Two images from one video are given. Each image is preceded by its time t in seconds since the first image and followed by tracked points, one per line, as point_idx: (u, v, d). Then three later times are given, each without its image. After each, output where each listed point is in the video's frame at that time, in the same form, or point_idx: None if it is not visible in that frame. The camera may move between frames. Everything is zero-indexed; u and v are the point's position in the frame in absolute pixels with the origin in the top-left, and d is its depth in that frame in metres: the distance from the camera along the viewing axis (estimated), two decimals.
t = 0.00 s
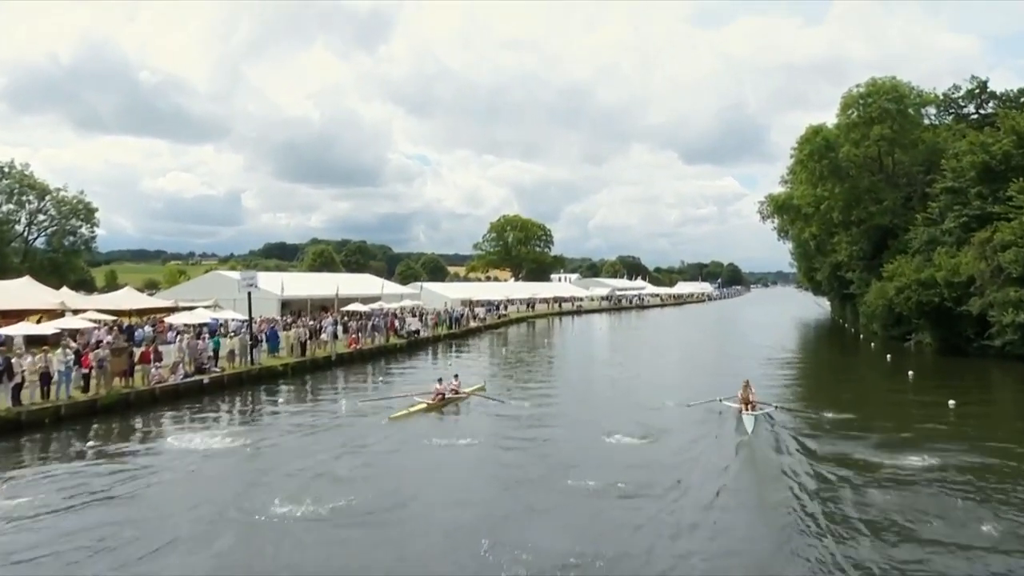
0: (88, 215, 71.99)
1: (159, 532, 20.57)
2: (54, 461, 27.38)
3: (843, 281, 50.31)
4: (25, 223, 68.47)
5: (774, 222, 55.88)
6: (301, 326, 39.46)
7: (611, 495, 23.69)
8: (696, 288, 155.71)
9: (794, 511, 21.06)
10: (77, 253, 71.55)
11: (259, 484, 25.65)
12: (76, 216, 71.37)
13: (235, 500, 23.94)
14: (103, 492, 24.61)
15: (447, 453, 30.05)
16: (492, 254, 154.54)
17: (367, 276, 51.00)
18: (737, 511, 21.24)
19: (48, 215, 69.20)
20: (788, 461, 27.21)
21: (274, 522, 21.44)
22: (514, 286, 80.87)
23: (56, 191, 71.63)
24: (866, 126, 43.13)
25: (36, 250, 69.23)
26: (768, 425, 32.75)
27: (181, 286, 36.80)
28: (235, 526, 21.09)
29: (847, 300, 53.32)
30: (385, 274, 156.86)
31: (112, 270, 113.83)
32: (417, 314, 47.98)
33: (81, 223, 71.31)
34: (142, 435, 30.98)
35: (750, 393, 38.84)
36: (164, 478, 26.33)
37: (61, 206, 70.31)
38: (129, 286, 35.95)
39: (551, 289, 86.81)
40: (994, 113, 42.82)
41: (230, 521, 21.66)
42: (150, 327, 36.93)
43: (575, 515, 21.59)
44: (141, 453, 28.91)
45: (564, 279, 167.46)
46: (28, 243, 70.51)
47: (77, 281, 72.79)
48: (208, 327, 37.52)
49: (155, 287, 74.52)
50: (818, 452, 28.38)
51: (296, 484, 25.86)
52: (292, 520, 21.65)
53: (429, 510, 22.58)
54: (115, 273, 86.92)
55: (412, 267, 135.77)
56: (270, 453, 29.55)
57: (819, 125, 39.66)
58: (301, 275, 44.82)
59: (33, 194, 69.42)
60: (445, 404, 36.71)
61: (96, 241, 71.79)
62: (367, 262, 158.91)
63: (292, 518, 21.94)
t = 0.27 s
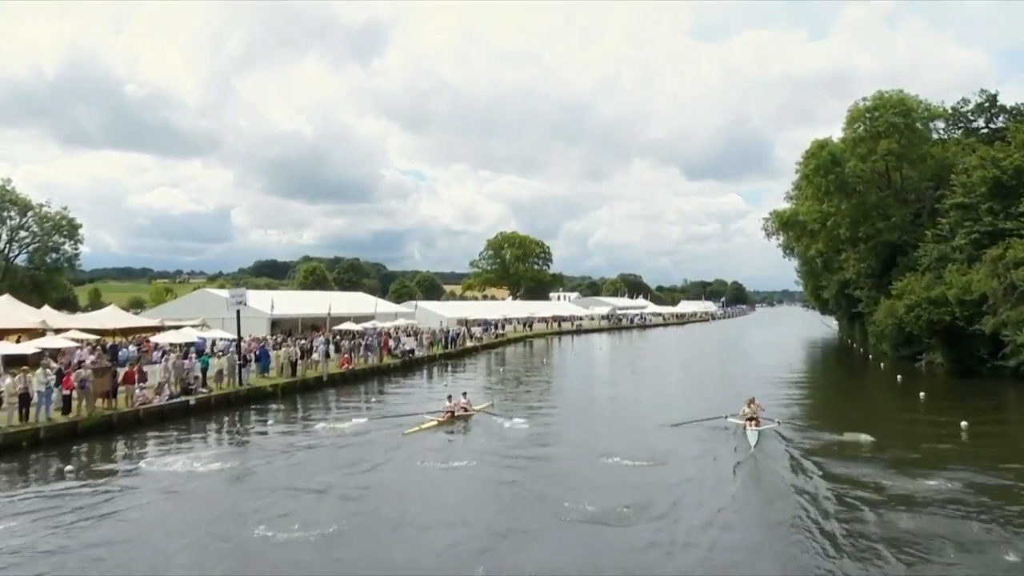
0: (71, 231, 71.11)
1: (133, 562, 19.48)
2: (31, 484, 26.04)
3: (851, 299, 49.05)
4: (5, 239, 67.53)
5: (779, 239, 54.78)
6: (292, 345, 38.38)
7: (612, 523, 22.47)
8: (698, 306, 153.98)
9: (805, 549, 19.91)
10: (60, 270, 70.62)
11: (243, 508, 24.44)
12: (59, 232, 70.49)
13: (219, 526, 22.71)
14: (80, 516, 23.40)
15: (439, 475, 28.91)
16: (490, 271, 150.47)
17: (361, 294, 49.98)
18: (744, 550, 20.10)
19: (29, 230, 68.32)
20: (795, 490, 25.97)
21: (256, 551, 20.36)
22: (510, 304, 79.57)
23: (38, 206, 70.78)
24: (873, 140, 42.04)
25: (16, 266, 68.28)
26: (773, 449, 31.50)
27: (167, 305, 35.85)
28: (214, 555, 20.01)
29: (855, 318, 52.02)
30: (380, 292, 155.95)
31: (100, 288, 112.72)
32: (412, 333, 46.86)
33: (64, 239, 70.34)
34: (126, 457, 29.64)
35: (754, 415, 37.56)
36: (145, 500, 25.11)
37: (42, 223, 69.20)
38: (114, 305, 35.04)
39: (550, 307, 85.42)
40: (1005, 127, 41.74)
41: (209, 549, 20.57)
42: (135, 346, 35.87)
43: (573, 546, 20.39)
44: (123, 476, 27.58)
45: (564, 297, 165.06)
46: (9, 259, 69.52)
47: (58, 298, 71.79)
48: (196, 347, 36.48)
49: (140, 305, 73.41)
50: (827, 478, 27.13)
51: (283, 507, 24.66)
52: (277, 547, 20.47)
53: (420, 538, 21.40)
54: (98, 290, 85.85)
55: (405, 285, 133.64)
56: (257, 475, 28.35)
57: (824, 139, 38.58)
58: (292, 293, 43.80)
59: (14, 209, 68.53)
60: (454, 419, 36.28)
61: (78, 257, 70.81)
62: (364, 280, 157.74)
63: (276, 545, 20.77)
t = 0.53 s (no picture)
0: (55, 239, 70.25)
1: None
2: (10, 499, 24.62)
3: (859, 310, 47.80)
4: None
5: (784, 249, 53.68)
6: (283, 357, 37.29)
7: (612, 540, 21.30)
8: (702, 318, 152.36)
9: (817, 572, 18.77)
10: (43, 279, 69.69)
11: (227, 522, 23.25)
12: (42, 240, 69.63)
13: (200, 541, 21.53)
14: (56, 530, 22.19)
15: (432, 489, 27.77)
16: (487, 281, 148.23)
17: (354, 305, 48.96)
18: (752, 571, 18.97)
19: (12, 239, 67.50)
20: (803, 505, 24.78)
21: (235, 569, 19.28)
22: (508, 315, 78.31)
23: (22, 215, 69.93)
24: (880, 147, 40.89)
25: None
26: (778, 464, 30.28)
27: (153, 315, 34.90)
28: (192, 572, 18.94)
29: (864, 330, 50.74)
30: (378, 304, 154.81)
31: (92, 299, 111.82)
32: (408, 345, 45.74)
33: (47, 247, 69.56)
34: (110, 471, 28.20)
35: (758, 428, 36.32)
36: (125, 514, 23.98)
37: (25, 231, 68.69)
38: (98, 315, 34.11)
39: (549, 319, 84.09)
40: (1017, 133, 40.60)
41: (187, 566, 19.50)
42: (120, 358, 34.79)
43: (571, 567, 19.24)
44: (105, 489, 26.34)
45: (564, 309, 163.21)
46: None
47: (41, 308, 70.77)
48: (183, 358, 35.41)
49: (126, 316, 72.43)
50: (836, 493, 25.94)
51: (268, 522, 23.51)
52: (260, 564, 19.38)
53: (410, 558, 20.24)
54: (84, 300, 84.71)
55: (400, 296, 131.64)
56: (243, 489, 27.21)
57: (830, 145, 37.43)
58: (283, 303, 42.75)
59: None
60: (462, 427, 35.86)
61: (62, 266, 69.88)
62: (362, 293, 156.63)
63: (260, 563, 19.62)
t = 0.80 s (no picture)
0: (39, 237, 69.44)
1: None
2: None
3: (866, 310, 46.76)
4: None
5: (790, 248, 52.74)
6: (275, 357, 36.36)
7: (614, 544, 20.38)
8: (704, 319, 151.07)
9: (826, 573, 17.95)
10: (27, 277, 68.83)
11: (214, 527, 22.26)
12: (26, 238, 68.82)
13: (185, 547, 20.52)
14: (36, 536, 21.20)
15: (426, 490, 26.87)
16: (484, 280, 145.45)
17: (349, 305, 48.05)
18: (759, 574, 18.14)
19: None
20: (811, 508, 23.81)
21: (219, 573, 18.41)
22: (506, 316, 77.22)
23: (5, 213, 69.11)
24: (889, 142, 39.84)
25: None
26: (783, 465, 29.31)
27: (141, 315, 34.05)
28: None
29: (871, 330, 49.69)
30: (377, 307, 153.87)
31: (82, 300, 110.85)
32: (403, 345, 44.79)
33: (31, 245, 68.78)
34: (98, 475, 26.92)
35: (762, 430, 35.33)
36: (109, 519, 23.01)
37: (8, 228, 67.86)
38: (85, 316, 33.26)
39: (548, 319, 82.96)
40: None
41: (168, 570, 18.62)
42: (107, 359, 33.84)
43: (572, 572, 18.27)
44: (89, 492, 25.32)
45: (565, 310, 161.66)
46: None
47: (25, 307, 69.90)
48: (172, 359, 34.47)
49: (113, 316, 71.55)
50: (844, 496, 24.97)
51: (256, 525, 22.53)
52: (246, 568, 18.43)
53: (402, 563, 19.28)
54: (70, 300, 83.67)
55: (396, 296, 130.03)
56: (232, 492, 26.24)
57: (837, 140, 36.40)
58: (276, 303, 41.82)
59: None
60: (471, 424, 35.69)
61: (46, 264, 69.05)
62: (360, 295, 155.66)
63: (245, 568, 18.70)
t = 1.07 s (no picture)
0: (20, 234, 68.56)
1: None
2: None
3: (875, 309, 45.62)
4: None
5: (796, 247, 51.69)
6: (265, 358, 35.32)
7: (615, 547, 19.41)
8: (707, 319, 149.75)
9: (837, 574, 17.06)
10: (9, 275, 67.85)
11: (197, 534, 21.14)
12: (7, 235, 67.91)
13: (166, 553, 19.42)
14: (11, 541, 20.11)
15: (419, 493, 25.86)
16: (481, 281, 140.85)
17: (342, 305, 47.01)
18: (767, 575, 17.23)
19: None
20: (820, 511, 22.79)
21: None
22: (505, 317, 76.02)
23: None
24: (899, 136, 38.76)
25: None
26: (790, 470, 28.29)
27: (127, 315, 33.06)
28: None
29: (880, 331, 48.58)
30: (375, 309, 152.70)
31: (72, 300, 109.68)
32: (399, 346, 43.72)
33: (13, 242, 67.90)
34: (82, 479, 25.70)
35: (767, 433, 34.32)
36: (89, 524, 21.88)
37: None
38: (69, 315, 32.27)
39: (547, 320, 81.64)
40: None
41: None
42: (92, 360, 32.78)
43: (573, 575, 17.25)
44: (71, 495, 24.20)
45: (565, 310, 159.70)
46: None
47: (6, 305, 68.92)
48: (160, 360, 33.41)
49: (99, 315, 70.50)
50: (854, 498, 23.94)
51: (243, 531, 21.46)
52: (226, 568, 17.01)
53: (395, 568, 18.20)
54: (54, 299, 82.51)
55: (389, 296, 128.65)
56: (220, 495, 25.16)
57: (845, 134, 35.32)
58: (266, 303, 40.78)
59: None
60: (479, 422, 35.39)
61: (28, 262, 68.10)
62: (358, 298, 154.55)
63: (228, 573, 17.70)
